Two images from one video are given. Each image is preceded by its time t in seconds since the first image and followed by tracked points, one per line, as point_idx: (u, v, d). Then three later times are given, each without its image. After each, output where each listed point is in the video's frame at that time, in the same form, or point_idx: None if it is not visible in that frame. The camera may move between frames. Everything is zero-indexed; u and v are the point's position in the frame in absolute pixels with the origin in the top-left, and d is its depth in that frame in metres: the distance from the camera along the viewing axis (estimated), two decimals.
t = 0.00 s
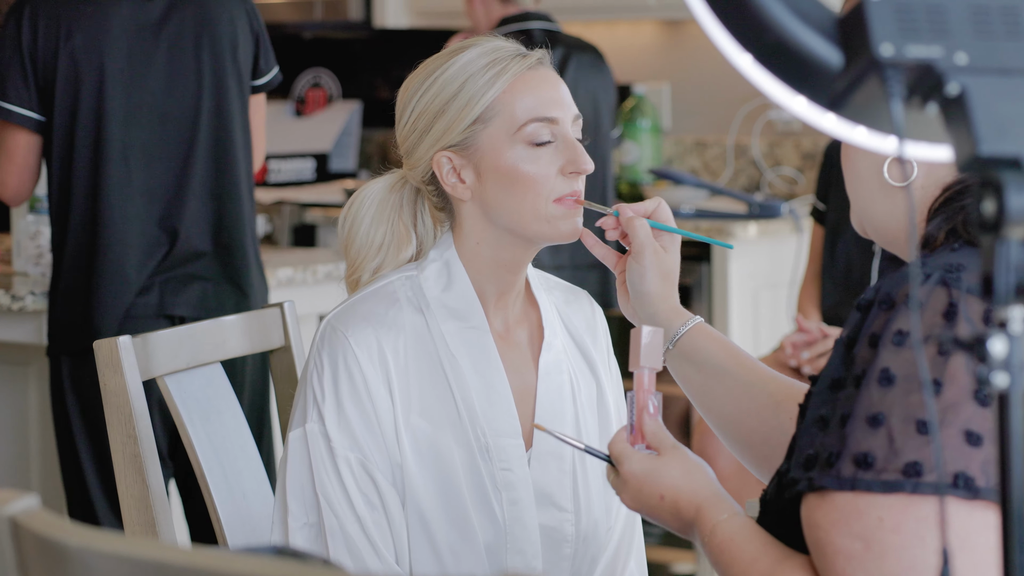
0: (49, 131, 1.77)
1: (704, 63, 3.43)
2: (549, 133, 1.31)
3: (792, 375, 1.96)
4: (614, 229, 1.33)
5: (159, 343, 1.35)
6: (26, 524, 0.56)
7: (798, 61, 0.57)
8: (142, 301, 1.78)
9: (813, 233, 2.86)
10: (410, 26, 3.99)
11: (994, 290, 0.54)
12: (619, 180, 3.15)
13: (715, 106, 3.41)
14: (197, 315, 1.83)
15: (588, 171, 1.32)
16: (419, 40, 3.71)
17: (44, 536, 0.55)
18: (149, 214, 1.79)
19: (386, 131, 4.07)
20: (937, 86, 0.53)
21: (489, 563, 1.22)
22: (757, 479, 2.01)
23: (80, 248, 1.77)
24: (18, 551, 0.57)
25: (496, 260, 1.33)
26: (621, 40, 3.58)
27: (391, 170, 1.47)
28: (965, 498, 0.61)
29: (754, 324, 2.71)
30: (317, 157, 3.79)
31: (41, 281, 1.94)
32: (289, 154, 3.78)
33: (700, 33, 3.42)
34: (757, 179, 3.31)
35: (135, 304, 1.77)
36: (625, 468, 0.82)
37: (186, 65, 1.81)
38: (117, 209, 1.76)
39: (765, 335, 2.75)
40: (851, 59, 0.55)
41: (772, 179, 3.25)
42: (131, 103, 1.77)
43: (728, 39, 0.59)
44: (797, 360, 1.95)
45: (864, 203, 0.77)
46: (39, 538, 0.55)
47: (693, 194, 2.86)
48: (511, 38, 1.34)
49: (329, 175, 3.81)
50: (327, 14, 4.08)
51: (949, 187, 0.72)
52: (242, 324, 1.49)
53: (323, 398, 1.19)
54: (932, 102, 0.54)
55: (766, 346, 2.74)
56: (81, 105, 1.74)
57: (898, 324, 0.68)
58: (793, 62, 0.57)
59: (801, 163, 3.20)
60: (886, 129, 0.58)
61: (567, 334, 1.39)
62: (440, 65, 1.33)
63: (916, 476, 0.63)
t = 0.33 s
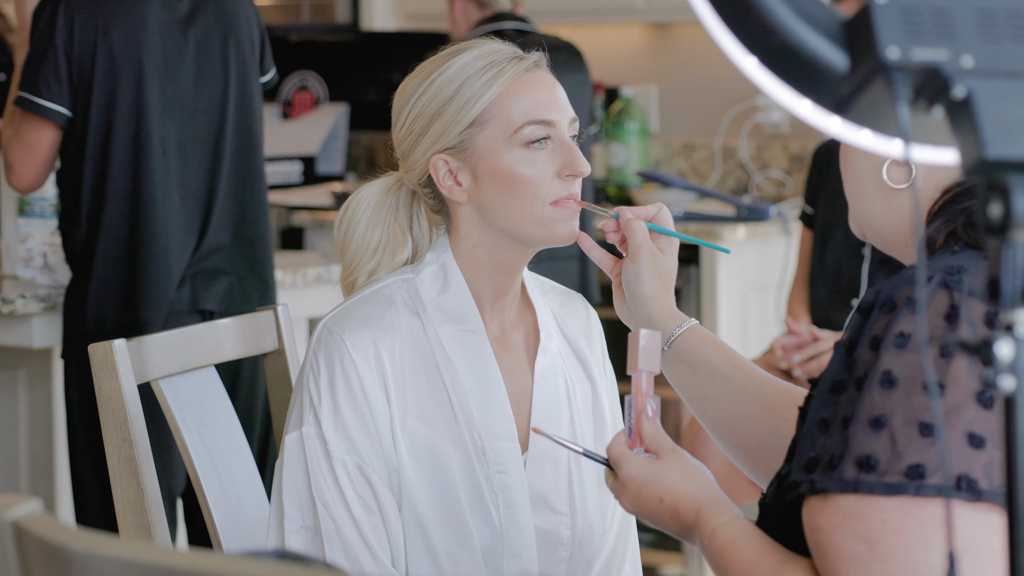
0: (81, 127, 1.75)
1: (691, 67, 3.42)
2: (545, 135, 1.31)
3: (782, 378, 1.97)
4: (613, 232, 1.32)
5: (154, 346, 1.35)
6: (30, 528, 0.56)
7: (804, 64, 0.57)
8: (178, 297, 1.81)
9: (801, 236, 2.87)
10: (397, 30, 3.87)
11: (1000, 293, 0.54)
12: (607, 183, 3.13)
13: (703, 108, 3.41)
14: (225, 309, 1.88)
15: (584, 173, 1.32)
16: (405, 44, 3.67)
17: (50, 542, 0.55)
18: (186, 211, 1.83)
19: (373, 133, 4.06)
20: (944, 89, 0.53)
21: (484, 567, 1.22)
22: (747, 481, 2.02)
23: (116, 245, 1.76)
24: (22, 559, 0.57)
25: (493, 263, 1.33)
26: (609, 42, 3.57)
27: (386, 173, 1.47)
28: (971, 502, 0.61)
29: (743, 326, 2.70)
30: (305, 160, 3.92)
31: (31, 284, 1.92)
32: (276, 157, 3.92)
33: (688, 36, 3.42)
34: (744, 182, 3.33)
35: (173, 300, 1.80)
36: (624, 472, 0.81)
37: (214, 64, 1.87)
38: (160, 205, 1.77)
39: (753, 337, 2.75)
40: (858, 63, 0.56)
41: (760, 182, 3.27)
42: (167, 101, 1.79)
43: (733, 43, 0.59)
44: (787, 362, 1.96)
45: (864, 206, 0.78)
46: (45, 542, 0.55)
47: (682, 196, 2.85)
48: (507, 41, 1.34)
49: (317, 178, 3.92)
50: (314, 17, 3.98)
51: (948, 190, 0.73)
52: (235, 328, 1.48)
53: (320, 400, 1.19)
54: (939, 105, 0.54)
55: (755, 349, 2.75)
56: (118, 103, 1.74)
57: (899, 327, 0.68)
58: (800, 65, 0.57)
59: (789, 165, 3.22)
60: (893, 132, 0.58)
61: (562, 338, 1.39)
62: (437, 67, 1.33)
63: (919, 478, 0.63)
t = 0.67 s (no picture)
0: (88, 126, 1.74)
1: (678, 67, 3.43)
2: (536, 135, 1.31)
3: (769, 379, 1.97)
4: (604, 236, 1.33)
5: (144, 347, 1.34)
6: (24, 531, 0.56)
7: (802, 64, 0.57)
8: (186, 296, 1.82)
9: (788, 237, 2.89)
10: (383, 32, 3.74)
11: (999, 294, 0.54)
12: (593, 184, 3.12)
13: (689, 110, 3.41)
14: (231, 306, 1.89)
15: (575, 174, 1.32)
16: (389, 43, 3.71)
17: (45, 545, 0.54)
18: (195, 209, 1.82)
19: (359, 135, 4.04)
20: (942, 89, 0.53)
21: (475, 568, 1.21)
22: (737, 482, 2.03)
23: (125, 243, 1.76)
24: (16, 558, 0.56)
25: (484, 263, 1.33)
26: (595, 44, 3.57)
27: (377, 174, 1.47)
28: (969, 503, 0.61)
29: (730, 326, 2.70)
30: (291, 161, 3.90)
31: (16, 286, 1.90)
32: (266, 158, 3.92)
33: (674, 37, 3.42)
34: (731, 183, 3.33)
35: (181, 299, 1.81)
36: (618, 474, 0.81)
37: (217, 61, 1.86)
38: (169, 203, 1.77)
39: (740, 337, 2.75)
40: (856, 63, 0.55)
41: (747, 183, 3.27)
42: (173, 99, 1.79)
43: (731, 42, 0.59)
44: (776, 363, 1.96)
45: (856, 207, 0.78)
46: (41, 544, 0.54)
47: (669, 197, 2.86)
48: (499, 41, 1.33)
49: (303, 178, 3.88)
50: (301, 18, 3.80)
51: (940, 191, 0.74)
52: (225, 329, 1.48)
53: (311, 401, 1.18)
54: (937, 106, 0.54)
55: (741, 350, 2.75)
56: (126, 101, 1.74)
57: (893, 327, 0.68)
58: (798, 65, 0.57)
59: (775, 166, 3.23)
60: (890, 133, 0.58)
61: (552, 339, 1.39)
62: (428, 68, 1.32)
63: (914, 479, 0.63)
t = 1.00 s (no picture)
0: (81, 127, 1.73)
1: (665, 69, 3.43)
2: (529, 136, 1.31)
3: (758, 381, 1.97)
4: (593, 240, 1.32)
5: (136, 349, 1.33)
6: (22, 533, 0.55)
7: (803, 65, 0.57)
8: (182, 297, 1.81)
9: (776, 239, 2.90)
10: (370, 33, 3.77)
11: (1002, 295, 0.54)
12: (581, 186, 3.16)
13: (676, 112, 3.42)
14: (227, 307, 1.88)
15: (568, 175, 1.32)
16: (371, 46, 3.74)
17: (41, 546, 0.54)
18: (189, 209, 1.82)
19: (345, 137, 4.03)
20: (945, 89, 0.53)
21: (469, 570, 1.21)
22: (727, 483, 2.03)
23: (119, 244, 1.75)
24: (15, 560, 0.56)
25: (477, 265, 1.32)
26: (583, 46, 3.57)
27: (369, 176, 1.46)
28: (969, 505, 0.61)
29: (718, 327, 2.71)
30: (278, 163, 3.82)
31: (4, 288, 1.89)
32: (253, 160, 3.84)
33: (661, 38, 3.42)
34: (719, 185, 3.32)
35: (177, 300, 1.80)
36: (613, 476, 0.81)
37: (210, 61, 1.85)
38: (163, 204, 1.76)
39: (729, 338, 2.76)
40: (858, 63, 0.55)
41: (734, 185, 3.27)
42: (166, 100, 1.78)
43: (732, 43, 0.59)
44: (765, 365, 1.96)
45: (851, 207, 0.78)
46: (38, 547, 0.54)
47: (656, 199, 2.87)
48: (491, 43, 1.33)
49: (288, 181, 3.85)
50: (287, 20, 3.82)
51: (936, 192, 0.74)
52: (216, 331, 1.47)
53: (304, 403, 1.17)
54: (939, 106, 0.54)
55: (730, 351, 2.76)
56: (119, 102, 1.73)
57: (891, 329, 0.68)
58: (799, 66, 0.57)
59: (762, 168, 3.22)
60: (890, 134, 0.58)
61: (545, 341, 1.38)
62: (420, 69, 1.32)
63: (912, 481, 0.63)
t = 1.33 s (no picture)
0: (76, 128, 1.72)
1: (652, 71, 3.43)
2: (524, 138, 1.31)
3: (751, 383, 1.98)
4: (596, 244, 1.32)
5: (130, 352, 1.33)
6: (24, 536, 0.55)
7: (808, 67, 0.57)
8: (177, 297, 1.80)
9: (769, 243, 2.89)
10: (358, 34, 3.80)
11: (1009, 297, 0.54)
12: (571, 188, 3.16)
13: (664, 114, 3.42)
14: (221, 308, 1.88)
15: (563, 177, 1.32)
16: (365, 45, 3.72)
17: (43, 549, 0.53)
18: (185, 209, 1.81)
19: (333, 139, 4.02)
20: (950, 92, 0.53)
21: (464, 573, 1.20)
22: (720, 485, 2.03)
23: (113, 245, 1.74)
24: (16, 561, 0.56)
25: (472, 267, 1.32)
26: (571, 48, 3.56)
27: (364, 178, 1.46)
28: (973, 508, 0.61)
29: (708, 329, 2.71)
30: (265, 165, 3.77)
31: None
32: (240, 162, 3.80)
33: (649, 41, 3.42)
34: (708, 187, 3.33)
35: (172, 301, 1.79)
36: (613, 479, 0.81)
37: (205, 61, 1.85)
38: (159, 205, 1.76)
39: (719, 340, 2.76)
40: (863, 66, 0.55)
41: (724, 187, 3.28)
42: (160, 100, 1.78)
43: (738, 45, 0.58)
44: (758, 367, 1.97)
45: (850, 210, 0.78)
46: (40, 550, 0.54)
47: (645, 202, 2.88)
48: (486, 44, 1.33)
49: (277, 183, 3.77)
50: (276, 22, 3.85)
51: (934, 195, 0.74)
52: (211, 334, 1.47)
53: (299, 406, 1.17)
54: (945, 109, 0.54)
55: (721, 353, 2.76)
56: (114, 103, 1.72)
57: (891, 332, 0.68)
58: (804, 69, 0.57)
59: (752, 170, 3.23)
60: (896, 137, 0.58)
61: (540, 344, 1.38)
62: (414, 71, 1.32)
63: (913, 483, 0.63)
